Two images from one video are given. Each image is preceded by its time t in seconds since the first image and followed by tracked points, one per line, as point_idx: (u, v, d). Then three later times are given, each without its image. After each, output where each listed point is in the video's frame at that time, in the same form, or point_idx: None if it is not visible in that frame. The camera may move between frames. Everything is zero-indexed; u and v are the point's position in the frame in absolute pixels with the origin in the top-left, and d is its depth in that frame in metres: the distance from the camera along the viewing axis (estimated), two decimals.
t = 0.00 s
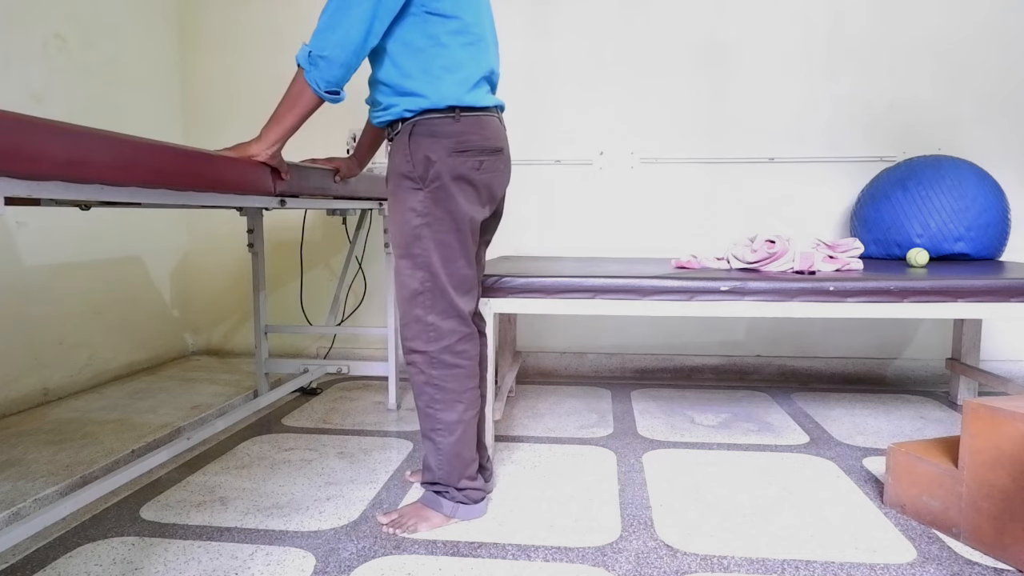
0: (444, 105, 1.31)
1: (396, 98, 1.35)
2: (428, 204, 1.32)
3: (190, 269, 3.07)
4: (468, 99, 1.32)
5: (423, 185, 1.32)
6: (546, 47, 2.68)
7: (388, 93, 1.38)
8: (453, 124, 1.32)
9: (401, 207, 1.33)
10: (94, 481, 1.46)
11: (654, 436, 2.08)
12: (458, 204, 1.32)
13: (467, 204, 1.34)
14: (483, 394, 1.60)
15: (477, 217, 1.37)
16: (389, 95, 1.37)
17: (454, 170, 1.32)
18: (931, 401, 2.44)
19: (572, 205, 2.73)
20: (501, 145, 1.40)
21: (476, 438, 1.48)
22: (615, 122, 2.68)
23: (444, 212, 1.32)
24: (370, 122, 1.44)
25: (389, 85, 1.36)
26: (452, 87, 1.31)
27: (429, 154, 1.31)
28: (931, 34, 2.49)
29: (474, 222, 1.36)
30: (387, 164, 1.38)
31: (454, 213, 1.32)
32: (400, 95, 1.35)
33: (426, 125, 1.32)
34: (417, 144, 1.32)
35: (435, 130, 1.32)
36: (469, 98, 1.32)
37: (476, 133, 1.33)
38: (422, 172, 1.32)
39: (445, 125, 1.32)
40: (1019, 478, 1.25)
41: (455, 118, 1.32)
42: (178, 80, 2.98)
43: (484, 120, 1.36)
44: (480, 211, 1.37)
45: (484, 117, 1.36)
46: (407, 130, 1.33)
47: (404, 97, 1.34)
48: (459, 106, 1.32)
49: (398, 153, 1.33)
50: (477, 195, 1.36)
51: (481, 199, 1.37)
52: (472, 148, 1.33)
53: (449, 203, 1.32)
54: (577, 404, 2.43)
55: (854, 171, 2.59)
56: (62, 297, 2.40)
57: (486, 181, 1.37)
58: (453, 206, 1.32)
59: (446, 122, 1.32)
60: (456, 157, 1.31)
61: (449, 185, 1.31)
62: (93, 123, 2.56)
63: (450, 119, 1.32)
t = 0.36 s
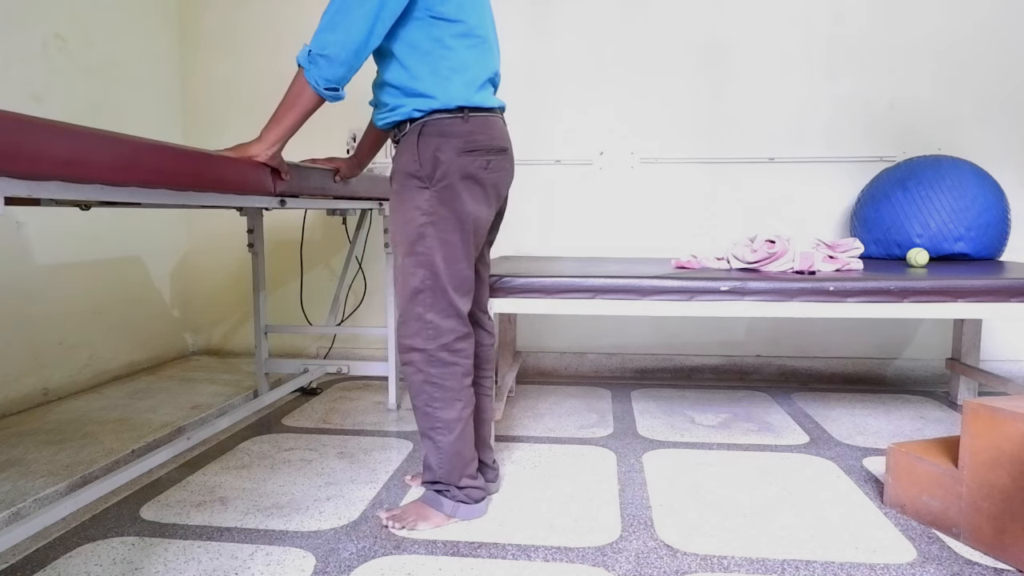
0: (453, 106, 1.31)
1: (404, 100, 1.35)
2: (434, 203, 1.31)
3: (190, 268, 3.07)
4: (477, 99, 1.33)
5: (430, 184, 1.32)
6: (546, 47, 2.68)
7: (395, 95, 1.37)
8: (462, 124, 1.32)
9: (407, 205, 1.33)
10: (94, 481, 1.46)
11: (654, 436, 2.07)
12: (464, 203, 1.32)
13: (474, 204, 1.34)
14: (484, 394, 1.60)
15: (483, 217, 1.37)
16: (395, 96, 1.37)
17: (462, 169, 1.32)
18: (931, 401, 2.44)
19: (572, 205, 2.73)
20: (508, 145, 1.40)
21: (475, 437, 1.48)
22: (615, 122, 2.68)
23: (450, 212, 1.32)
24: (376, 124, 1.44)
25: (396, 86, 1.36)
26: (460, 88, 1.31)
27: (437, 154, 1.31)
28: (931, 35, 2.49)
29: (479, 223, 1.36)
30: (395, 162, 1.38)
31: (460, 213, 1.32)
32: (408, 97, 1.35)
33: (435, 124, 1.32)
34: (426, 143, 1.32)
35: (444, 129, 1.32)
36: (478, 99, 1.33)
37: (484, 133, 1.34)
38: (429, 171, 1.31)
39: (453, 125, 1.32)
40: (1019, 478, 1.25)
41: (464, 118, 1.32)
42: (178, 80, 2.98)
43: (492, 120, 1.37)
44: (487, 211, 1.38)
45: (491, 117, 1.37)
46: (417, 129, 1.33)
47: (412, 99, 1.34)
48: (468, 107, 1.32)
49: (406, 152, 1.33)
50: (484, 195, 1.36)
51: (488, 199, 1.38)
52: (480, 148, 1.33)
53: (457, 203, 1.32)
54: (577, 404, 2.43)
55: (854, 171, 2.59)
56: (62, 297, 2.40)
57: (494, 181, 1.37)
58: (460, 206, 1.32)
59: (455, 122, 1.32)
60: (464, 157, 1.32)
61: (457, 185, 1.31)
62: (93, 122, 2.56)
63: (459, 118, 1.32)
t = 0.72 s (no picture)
0: (438, 105, 1.31)
1: (392, 98, 1.35)
2: (424, 202, 1.31)
3: (190, 268, 3.07)
4: (463, 98, 1.32)
5: (419, 183, 1.32)
6: (546, 47, 2.68)
7: (386, 93, 1.38)
8: (449, 123, 1.32)
9: (397, 205, 1.33)
10: (94, 481, 1.46)
11: (654, 436, 2.08)
12: (453, 203, 1.32)
13: (463, 202, 1.34)
14: (484, 394, 1.60)
15: (473, 216, 1.37)
16: (385, 94, 1.37)
17: (449, 168, 1.32)
18: (931, 401, 2.44)
19: (572, 205, 2.73)
20: (498, 142, 1.39)
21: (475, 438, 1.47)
22: (615, 122, 2.68)
23: (440, 211, 1.32)
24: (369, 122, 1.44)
25: (387, 85, 1.36)
26: (447, 87, 1.31)
27: (425, 153, 1.31)
28: (931, 35, 2.49)
29: (470, 222, 1.36)
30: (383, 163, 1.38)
31: (449, 212, 1.32)
32: (398, 95, 1.35)
33: (422, 124, 1.32)
34: (412, 143, 1.32)
35: (431, 128, 1.32)
36: (464, 98, 1.32)
37: (472, 131, 1.33)
38: (417, 171, 1.32)
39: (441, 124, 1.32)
40: (1019, 478, 1.25)
41: (450, 117, 1.32)
42: (178, 79, 2.98)
43: (480, 119, 1.36)
44: (477, 210, 1.37)
45: (480, 116, 1.36)
46: (403, 129, 1.34)
47: (400, 96, 1.35)
48: (454, 106, 1.32)
49: (394, 153, 1.34)
50: (474, 193, 1.36)
51: (478, 198, 1.37)
52: (468, 147, 1.33)
53: (445, 202, 1.32)
54: (577, 404, 2.43)
55: (854, 171, 2.59)
56: (62, 297, 2.40)
57: (482, 179, 1.36)
58: (448, 205, 1.32)
59: (442, 121, 1.32)
60: (451, 156, 1.31)
61: (444, 184, 1.31)
62: (93, 122, 2.56)
63: (445, 117, 1.32)
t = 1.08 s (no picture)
0: (436, 103, 1.31)
1: (389, 98, 1.35)
2: (423, 202, 1.32)
3: (190, 268, 3.07)
4: (460, 96, 1.32)
5: (417, 183, 1.32)
6: (546, 47, 2.67)
7: (384, 93, 1.37)
8: (446, 123, 1.32)
9: (396, 206, 1.33)
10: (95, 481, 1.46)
11: (654, 436, 2.08)
12: (450, 203, 1.31)
13: (462, 202, 1.34)
14: (485, 395, 1.60)
15: (472, 216, 1.36)
16: (383, 94, 1.37)
17: (447, 168, 1.31)
18: (931, 401, 2.44)
19: (572, 205, 2.73)
20: (497, 141, 1.39)
21: (477, 439, 1.47)
22: (616, 121, 2.68)
23: (439, 211, 1.32)
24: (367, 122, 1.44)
25: (384, 84, 1.36)
26: (444, 85, 1.31)
27: (423, 153, 1.31)
28: (932, 35, 2.49)
29: (469, 221, 1.36)
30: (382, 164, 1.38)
31: (448, 212, 1.32)
32: (395, 94, 1.35)
33: (419, 124, 1.32)
34: (410, 142, 1.32)
35: (428, 128, 1.32)
36: (461, 95, 1.32)
37: (469, 131, 1.33)
38: (415, 171, 1.32)
39: (438, 123, 1.32)
40: (1019, 478, 1.25)
41: (447, 116, 1.32)
42: (178, 80, 2.99)
43: (478, 118, 1.36)
44: (475, 210, 1.37)
45: (478, 115, 1.36)
46: (400, 129, 1.34)
47: (397, 96, 1.34)
48: (452, 104, 1.32)
49: (392, 153, 1.34)
50: (473, 192, 1.36)
51: (477, 197, 1.37)
52: (465, 146, 1.32)
53: (443, 202, 1.32)
54: (577, 404, 2.43)
55: (854, 171, 2.58)
56: (62, 297, 2.40)
57: (481, 179, 1.36)
58: (446, 205, 1.32)
59: (439, 121, 1.32)
60: (449, 155, 1.31)
61: (442, 184, 1.31)
62: (93, 122, 2.56)
63: (443, 116, 1.32)
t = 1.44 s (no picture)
0: (441, 104, 1.31)
1: (393, 98, 1.35)
2: (428, 202, 1.31)
3: (190, 268, 3.07)
4: (465, 96, 1.32)
5: (422, 183, 1.32)
6: (546, 47, 2.68)
7: (388, 93, 1.37)
8: (452, 123, 1.32)
9: (401, 206, 1.33)
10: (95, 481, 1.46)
11: (654, 436, 2.08)
12: (455, 202, 1.31)
13: (467, 202, 1.34)
14: (485, 395, 1.60)
15: (476, 216, 1.37)
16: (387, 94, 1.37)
17: (452, 168, 1.31)
18: (931, 401, 2.44)
19: (572, 205, 2.73)
20: (501, 141, 1.39)
21: (477, 439, 1.47)
22: (616, 121, 2.68)
23: (443, 211, 1.32)
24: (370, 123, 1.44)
25: (388, 85, 1.36)
26: (450, 86, 1.31)
27: (428, 152, 1.31)
28: (932, 35, 2.49)
29: (473, 221, 1.36)
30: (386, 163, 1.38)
31: (453, 212, 1.32)
32: (399, 94, 1.35)
33: (425, 123, 1.32)
34: (415, 142, 1.32)
35: (433, 128, 1.32)
36: (467, 96, 1.32)
37: (474, 131, 1.33)
38: (421, 170, 1.31)
39: (444, 123, 1.32)
40: (1020, 478, 1.25)
41: (453, 116, 1.32)
42: (178, 80, 2.99)
43: (483, 118, 1.36)
44: (479, 210, 1.37)
45: (483, 115, 1.36)
46: (406, 128, 1.33)
47: (402, 96, 1.34)
48: (457, 104, 1.32)
49: (398, 152, 1.34)
50: (477, 192, 1.36)
51: (481, 197, 1.37)
52: (470, 146, 1.33)
53: (448, 201, 1.31)
54: (577, 404, 2.43)
55: (854, 171, 2.58)
56: (62, 297, 2.40)
57: (485, 179, 1.36)
58: (452, 205, 1.32)
59: (444, 120, 1.32)
60: (454, 155, 1.31)
61: (447, 183, 1.31)
62: (93, 122, 2.56)
63: (448, 116, 1.32)
